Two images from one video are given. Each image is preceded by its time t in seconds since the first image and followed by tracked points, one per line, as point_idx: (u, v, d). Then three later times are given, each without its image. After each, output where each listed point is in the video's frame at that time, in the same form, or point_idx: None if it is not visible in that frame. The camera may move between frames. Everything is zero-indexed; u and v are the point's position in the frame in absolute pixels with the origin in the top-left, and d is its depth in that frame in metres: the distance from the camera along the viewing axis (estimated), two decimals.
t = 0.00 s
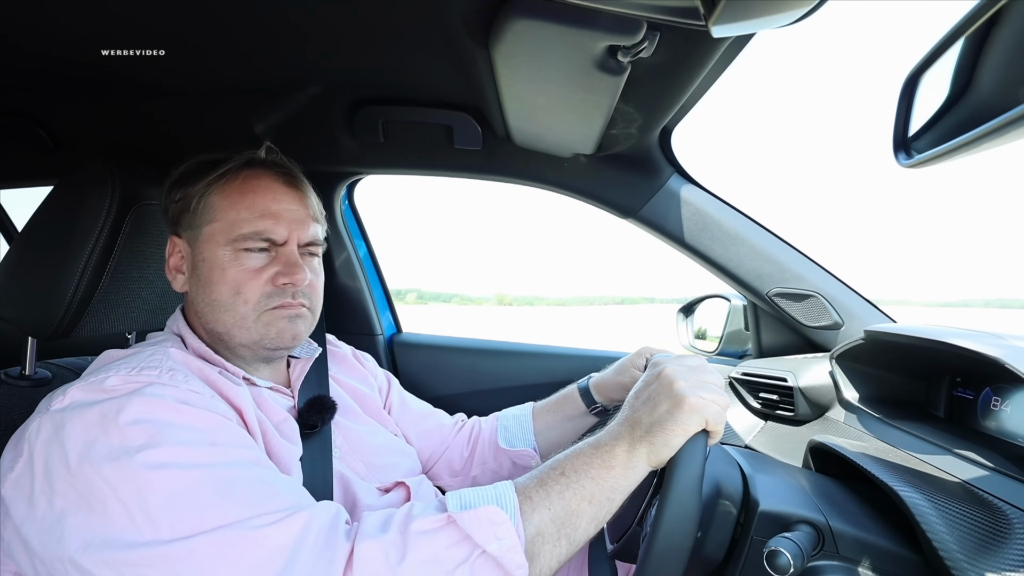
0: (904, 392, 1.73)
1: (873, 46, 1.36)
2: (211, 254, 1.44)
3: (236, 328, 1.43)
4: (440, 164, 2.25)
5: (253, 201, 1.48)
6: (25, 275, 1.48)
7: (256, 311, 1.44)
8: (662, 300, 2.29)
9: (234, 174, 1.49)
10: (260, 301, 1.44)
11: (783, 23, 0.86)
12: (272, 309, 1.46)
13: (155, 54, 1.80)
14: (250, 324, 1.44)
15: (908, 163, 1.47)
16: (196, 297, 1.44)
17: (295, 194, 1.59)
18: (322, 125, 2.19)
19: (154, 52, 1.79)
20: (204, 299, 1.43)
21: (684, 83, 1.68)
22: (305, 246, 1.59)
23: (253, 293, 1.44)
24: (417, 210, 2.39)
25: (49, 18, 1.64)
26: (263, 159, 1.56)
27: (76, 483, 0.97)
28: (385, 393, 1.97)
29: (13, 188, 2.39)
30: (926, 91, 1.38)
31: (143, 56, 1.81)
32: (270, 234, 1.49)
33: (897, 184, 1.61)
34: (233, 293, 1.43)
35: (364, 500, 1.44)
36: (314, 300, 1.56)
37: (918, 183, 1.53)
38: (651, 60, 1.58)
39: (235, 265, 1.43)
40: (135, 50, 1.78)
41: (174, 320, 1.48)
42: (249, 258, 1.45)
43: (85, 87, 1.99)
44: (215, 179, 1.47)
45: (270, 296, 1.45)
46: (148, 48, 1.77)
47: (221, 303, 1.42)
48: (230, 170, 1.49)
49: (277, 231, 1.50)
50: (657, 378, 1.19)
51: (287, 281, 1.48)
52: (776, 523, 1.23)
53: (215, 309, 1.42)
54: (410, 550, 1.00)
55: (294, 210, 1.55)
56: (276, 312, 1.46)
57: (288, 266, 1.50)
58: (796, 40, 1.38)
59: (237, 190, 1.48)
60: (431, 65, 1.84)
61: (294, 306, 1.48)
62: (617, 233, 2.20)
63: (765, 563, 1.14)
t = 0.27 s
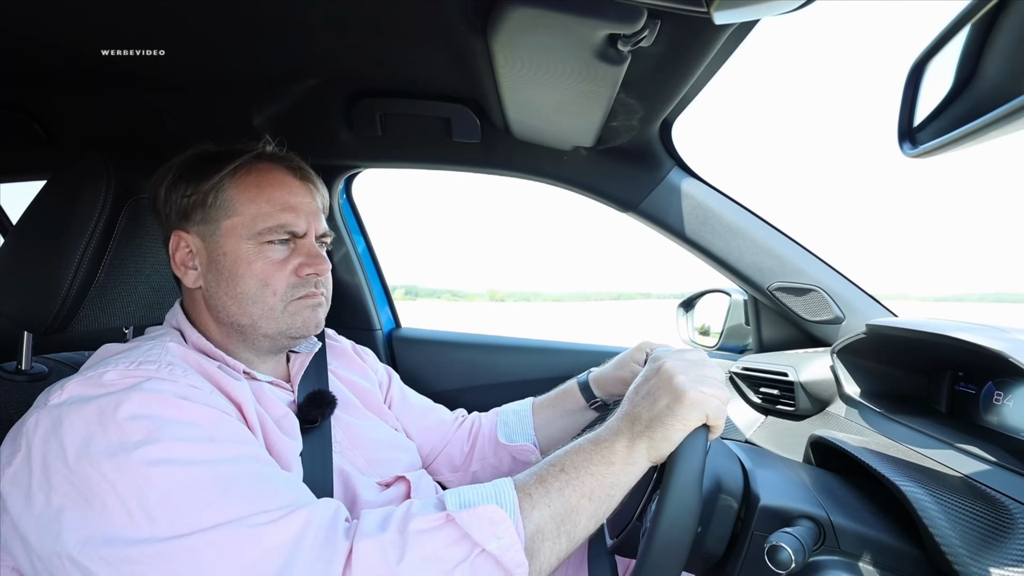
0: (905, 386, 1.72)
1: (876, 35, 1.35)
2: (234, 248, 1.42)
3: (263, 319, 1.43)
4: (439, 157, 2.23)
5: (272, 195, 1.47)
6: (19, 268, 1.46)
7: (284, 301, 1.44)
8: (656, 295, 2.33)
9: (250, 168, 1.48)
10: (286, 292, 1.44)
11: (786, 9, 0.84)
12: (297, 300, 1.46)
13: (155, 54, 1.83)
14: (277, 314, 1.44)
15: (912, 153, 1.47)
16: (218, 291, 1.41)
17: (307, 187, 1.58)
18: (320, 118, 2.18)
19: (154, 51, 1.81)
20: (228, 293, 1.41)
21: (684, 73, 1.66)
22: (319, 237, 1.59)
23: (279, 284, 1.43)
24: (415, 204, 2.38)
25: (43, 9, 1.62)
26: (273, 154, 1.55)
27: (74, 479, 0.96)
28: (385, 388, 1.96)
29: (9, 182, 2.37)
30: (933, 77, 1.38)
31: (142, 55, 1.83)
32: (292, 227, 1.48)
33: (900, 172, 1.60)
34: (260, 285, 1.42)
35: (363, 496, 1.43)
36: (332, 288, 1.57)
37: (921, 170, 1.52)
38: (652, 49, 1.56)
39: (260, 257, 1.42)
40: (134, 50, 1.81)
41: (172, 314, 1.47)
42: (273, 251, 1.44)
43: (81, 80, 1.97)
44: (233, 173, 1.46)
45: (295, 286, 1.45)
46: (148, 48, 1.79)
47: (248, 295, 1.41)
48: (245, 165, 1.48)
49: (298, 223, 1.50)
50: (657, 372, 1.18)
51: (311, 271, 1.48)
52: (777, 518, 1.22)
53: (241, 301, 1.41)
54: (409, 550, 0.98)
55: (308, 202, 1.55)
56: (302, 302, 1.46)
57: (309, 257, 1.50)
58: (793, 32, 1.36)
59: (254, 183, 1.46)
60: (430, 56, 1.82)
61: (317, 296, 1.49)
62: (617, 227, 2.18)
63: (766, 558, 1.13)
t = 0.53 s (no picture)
0: (907, 385, 1.72)
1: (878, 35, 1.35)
2: (243, 249, 1.42)
3: (270, 319, 1.44)
4: (441, 157, 2.24)
5: (281, 197, 1.48)
6: (25, 270, 1.47)
7: (291, 302, 1.45)
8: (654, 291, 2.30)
9: (261, 170, 1.48)
10: (294, 293, 1.45)
11: (787, 15, 0.84)
12: (304, 300, 1.47)
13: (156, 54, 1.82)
14: (284, 315, 1.44)
15: (914, 157, 1.50)
16: (226, 291, 1.42)
17: (313, 188, 1.59)
18: (322, 118, 2.18)
19: (154, 51, 1.80)
20: (237, 293, 1.41)
21: (687, 75, 1.67)
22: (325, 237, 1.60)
23: (287, 285, 1.44)
24: (417, 204, 2.38)
25: (45, 12, 1.62)
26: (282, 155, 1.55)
27: (81, 480, 0.97)
28: (388, 387, 1.96)
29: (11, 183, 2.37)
30: (932, 82, 1.40)
31: (143, 55, 1.83)
32: (300, 228, 1.48)
33: (901, 172, 1.60)
34: (268, 286, 1.43)
35: (368, 495, 1.43)
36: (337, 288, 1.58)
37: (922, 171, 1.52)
38: (654, 52, 1.56)
39: (269, 258, 1.43)
40: (134, 50, 1.80)
41: (176, 315, 1.48)
42: (281, 252, 1.45)
43: (83, 82, 1.97)
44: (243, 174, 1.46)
45: (303, 287, 1.46)
46: (148, 48, 1.79)
47: (256, 296, 1.42)
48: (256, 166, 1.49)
49: (307, 225, 1.50)
50: (659, 373, 1.18)
51: (318, 272, 1.49)
52: (780, 518, 1.22)
53: (249, 301, 1.42)
54: (414, 549, 0.99)
55: (316, 203, 1.55)
56: (309, 302, 1.47)
57: (317, 258, 1.50)
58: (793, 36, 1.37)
59: (264, 185, 1.47)
60: (432, 57, 1.82)
61: (323, 297, 1.50)
62: (619, 227, 2.19)
63: (769, 557, 1.13)
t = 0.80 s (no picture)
0: (912, 384, 1.72)
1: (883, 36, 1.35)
2: (252, 253, 1.43)
3: (279, 323, 1.45)
4: (445, 159, 2.24)
5: (291, 202, 1.49)
6: (35, 274, 1.48)
7: (299, 307, 1.46)
8: (651, 292, 2.34)
9: (271, 175, 1.49)
10: (302, 298, 1.46)
11: (793, 19, 0.84)
12: (312, 305, 1.48)
13: (155, 54, 1.82)
14: (292, 319, 1.46)
15: (919, 159, 1.50)
16: (235, 295, 1.43)
17: (322, 193, 1.60)
18: (326, 120, 2.19)
19: (153, 51, 1.80)
20: (246, 298, 1.42)
21: (691, 77, 1.67)
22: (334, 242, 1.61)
23: (295, 290, 1.45)
24: (421, 205, 2.39)
25: (52, 16, 1.63)
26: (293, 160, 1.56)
27: (94, 484, 0.98)
28: (392, 388, 1.97)
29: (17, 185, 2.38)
30: (939, 85, 1.39)
31: (141, 55, 1.82)
32: (309, 233, 1.50)
33: (905, 173, 1.60)
34: (276, 290, 1.44)
35: (374, 497, 1.44)
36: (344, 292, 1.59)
37: (925, 172, 1.53)
38: (658, 54, 1.57)
39: (278, 263, 1.44)
40: (133, 49, 1.79)
41: (184, 318, 1.49)
42: (290, 257, 1.46)
43: (89, 85, 1.98)
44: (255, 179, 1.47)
45: (311, 291, 1.47)
46: (147, 48, 1.78)
47: (265, 300, 1.43)
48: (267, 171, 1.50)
49: (315, 230, 1.51)
50: (663, 375, 1.19)
51: (326, 277, 1.50)
52: (785, 518, 1.23)
53: (258, 306, 1.43)
54: (422, 557, 1.00)
55: (324, 208, 1.57)
56: (316, 307, 1.48)
57: (326, 263, 1.52)
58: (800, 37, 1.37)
59: (273, 190, 1.48)
60: (436, 60, 1.83)
61: (331, 301, 1.51)
62: (622, 227, 2.19)
63: (774, 558, 1.14)
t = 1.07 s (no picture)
0: (910, 386, 1.73)
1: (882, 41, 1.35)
2: (249, 255, 1.44)
3: (276, 324, 1.45)
4: (446, 161, 2.25)
5: (287, 203, 1.50)
6: (38, 275, 1.49)
7: (296, 308, 1.46)
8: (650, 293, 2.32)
9: (268, 176, 1.50)
10: (299, 299, 1.46)
11: (792, 26, 0.85)
12: (309, 306, 1.49)
13: (155, 54, 1.81)
14: (289, 320, 1.46)
15: (915, 164, 1.49)
16: (232, 297, 1.44)
17: (319, 194, 1.60)
18: (328, 122, 2.20)
19: (154, 51, 1.80)
20: (243, 299, 1.43)
21: (690, 82, 1.68)
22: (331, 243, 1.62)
23: (292, 291, 1.46)
24: (422, 206, 2.40)
25: (55, 18, 1.64)
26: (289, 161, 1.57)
27: (95, 484, 0.99)
28: (393, 389, 1.98)
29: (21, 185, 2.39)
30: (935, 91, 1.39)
31: (142, 55, 1.82)
32: (305, 234, 1.50)
33: (904, 177, 1.61)
34: (273, 291, 1.44)
35: (375, 497, 1.45)
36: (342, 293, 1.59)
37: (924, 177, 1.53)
38: (658, 59, 1.57)
39: (274, 264, 1.45)
40: (134, 50, 1.79)
41: (186, 319, 1.50)
42: (287, 258, 1.46)
43: (92, 87, 1.99)
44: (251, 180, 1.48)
45: (308, 293, 1.48)
46: (148, 49, 1.78)
47: (262, 301, 1.43)
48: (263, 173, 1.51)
49: (312, 230, 1.52)
50: (662, 378, 1.19)
51: (323, 278, 1.51)
52: (783, 521, 1.23)
53: (255, 307, 1.43)
54: (422, 558, 1.01)
55: (321, 210, 1.57)
56: (313, 308, 1.49)
57: (323, 264, 1.52)
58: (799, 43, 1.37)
59: (269, 192, 1.49)
60: (437, 63, 1.84)
61: (329, 302, 1.52)
62: (622, 229, 2.20)
63: (772, 560, 1.15)
